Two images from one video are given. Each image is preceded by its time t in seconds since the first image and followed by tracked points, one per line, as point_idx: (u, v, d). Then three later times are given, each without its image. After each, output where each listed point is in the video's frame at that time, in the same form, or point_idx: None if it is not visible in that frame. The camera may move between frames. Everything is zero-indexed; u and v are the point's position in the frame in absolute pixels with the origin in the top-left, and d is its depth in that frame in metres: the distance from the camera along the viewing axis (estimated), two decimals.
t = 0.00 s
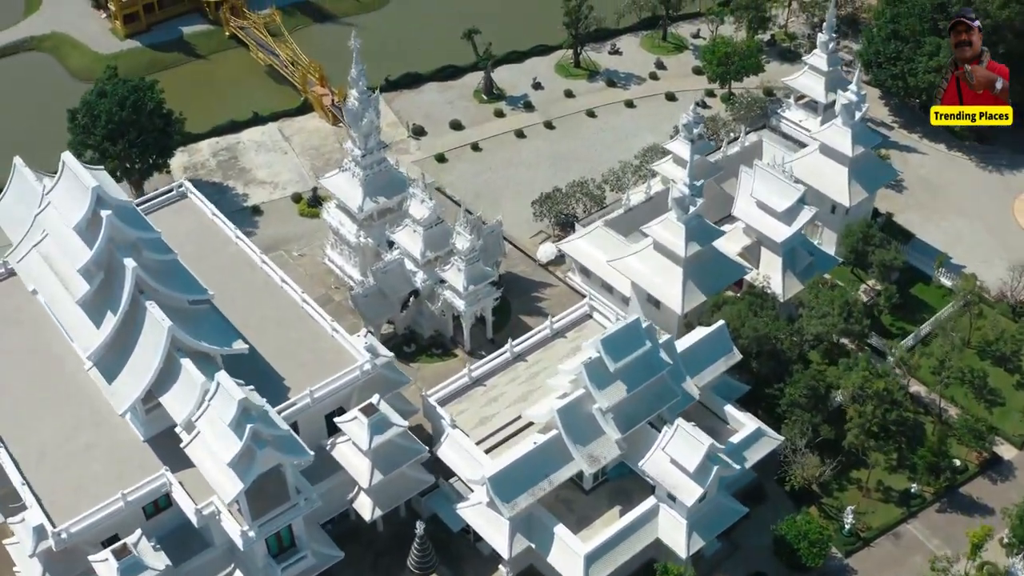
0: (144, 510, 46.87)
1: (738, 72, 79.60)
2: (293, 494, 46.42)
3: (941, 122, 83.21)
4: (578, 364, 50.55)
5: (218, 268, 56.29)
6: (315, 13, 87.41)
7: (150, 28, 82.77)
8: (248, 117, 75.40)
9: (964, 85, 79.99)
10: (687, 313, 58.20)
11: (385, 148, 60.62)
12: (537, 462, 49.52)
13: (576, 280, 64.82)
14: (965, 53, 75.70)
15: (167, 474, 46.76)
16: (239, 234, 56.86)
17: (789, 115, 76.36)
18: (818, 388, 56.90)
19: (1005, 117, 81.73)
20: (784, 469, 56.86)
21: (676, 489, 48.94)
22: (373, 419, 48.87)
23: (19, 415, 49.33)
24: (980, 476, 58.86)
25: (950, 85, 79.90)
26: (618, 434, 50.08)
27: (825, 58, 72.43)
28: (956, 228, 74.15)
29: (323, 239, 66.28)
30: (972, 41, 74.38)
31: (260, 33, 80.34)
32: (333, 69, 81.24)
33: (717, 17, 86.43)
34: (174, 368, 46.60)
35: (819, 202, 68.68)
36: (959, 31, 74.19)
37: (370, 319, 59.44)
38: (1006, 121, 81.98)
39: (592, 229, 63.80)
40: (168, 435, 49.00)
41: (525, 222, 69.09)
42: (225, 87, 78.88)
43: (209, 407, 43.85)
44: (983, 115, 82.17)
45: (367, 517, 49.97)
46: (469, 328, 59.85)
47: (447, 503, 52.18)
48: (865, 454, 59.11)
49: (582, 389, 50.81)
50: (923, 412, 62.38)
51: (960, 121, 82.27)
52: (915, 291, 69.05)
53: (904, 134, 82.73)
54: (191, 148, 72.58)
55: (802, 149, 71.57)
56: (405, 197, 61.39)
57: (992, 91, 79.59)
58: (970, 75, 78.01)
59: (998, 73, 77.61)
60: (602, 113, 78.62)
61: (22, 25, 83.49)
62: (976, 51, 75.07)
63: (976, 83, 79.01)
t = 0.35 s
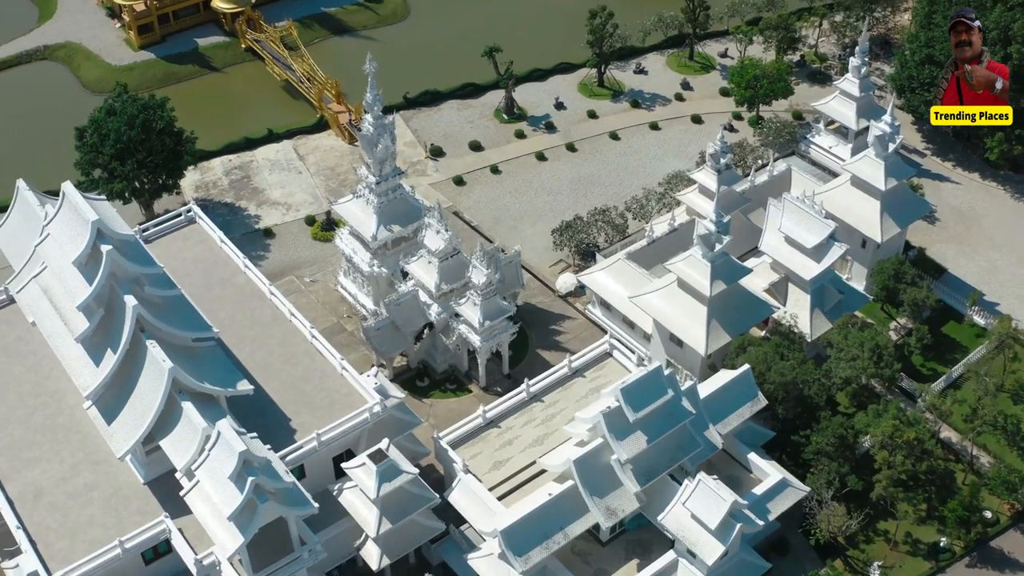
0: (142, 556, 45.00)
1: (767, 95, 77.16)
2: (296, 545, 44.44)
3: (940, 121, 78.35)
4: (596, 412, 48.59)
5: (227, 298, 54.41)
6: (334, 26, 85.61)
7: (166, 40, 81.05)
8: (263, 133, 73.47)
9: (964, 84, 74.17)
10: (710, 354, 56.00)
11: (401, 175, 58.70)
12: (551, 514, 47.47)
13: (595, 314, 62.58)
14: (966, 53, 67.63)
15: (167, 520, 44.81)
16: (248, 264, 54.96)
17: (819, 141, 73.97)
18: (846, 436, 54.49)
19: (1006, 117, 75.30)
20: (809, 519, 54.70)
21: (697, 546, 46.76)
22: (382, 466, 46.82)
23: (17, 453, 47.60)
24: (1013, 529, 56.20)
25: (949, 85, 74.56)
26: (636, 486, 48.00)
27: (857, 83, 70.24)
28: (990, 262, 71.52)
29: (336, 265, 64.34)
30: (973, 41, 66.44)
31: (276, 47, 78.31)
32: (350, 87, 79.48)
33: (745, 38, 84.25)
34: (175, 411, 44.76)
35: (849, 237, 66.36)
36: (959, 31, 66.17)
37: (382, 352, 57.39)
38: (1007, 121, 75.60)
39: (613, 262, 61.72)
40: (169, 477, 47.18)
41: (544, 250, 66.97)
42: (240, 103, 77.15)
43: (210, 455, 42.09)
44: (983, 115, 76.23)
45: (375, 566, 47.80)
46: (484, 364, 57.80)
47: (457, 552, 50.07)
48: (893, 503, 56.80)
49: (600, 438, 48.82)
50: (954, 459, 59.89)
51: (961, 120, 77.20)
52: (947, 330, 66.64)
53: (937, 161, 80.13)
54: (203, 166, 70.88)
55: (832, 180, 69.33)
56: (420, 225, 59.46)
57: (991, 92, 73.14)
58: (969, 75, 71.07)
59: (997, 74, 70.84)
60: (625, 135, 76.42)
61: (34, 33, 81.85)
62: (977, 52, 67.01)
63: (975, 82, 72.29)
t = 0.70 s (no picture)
0: None
1: (794, 117, 74.89)
2: None
3: (940, 123, 77.18)
4: (614, 459, 46.79)
5: (234, 328, 52.79)
6: (351, 38, 83.94)
7: (180, 50, 79.43)
8: (276, 149, 71.76)
9: (964, 84, 74.04)
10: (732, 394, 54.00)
11: (415, 201, 56.81)
12: (565, 564, 45.68)
13: (614, 345, 60.73)
14: (965, 54, 65.48)
15: (165, 565, 43.09)
16: (256, 292, 53.32)
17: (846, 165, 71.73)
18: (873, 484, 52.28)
19: (1006, 117, 73.12)
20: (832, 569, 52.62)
21: None
22: (391, 511, 44.99)
23: (15, 489, 46.05)
24: None
25: (949, 85, 74.39)
26: (654, 537, 46.14)
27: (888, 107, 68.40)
28: None
29: (349, 289, 62.62)
30: (972, 41, 64.20)
31: (292, 60, 76.49)
32: (366, 103, 77.86)
33: (771, 56, 81.95)
34: (175, 452, 43.16)
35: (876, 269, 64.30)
36: (958, 31, 64.00)
37: (393, 384, 55.62)
38: (1008, 121, 73.37)
39: (633, 292, 59.93)
40: (169, 519, 45.59)
41: (562, 276, 65.13)
42: (254, 117, 75.57)
43: (208, 505, 40.54)
44: (983, 116, 74.22)
45: None
46: (498, 399, 55.96)
47: None
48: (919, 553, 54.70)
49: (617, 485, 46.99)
50: (983, 506, 57.69)
51: (961, 122, 76.15)
52: (976, 366, 64.49)
53: (968, 188, 77.81)
54: (214, 183, 69.38)
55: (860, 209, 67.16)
56: (435, 252, 57.75)
57: (992, 91, 72.08)
58: (968, 75, 70.55)
59: (997, 73, 70.65)
60: (647, 156, 74.45)
61: (47, 41, 80.58)
62: (977, 52, 64.94)
63: (976, 83, 72.00)
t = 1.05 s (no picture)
0: None
1: (823, 145, 72.50)
2: None
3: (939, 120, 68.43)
4: (631, 517, 44.71)
5: (239, 364, 51.01)
6: (370, 52, 82.13)
7: (194, 63, 77.75)
8: (289, 169, 70.00)
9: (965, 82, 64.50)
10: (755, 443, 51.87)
11: (429, 233, 54.93)
12: None
13: (634, 383, 58.90)
14: (965, 54, 56.21)
15: None
16: (263, 326, 51.55)
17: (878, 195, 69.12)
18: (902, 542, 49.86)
19: (1006, 117, 71.10)
20: None
21: None
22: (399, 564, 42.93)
23: (10, 531, 44.29)
24: None
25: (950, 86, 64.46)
26: None
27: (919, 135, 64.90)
28: None
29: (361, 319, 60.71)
30: (974, 41, 54.77)
31: (307, 75, 74.64)
32: (383, 121, 75.92)
33: (800, 79, 79.40)
34: (173, 504, 41.41)
35: (907, 308, 61.97)
36: (958, 30, 54.46)
37: (404, 423, 53.65)
38: (1007, 121, 71.35)
39: (654, 330, 57.85)
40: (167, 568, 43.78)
41: (581, 308, 63.08)
42: (271, 131, 74.04)
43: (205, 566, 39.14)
44: (982, 116, 70.73)
45: None
46: (512, 441, 53.95)
47: None
48: None
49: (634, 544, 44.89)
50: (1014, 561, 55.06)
51: (960, 122, 70.77)
52: (1009, 411, 61.99)
53: (1002, 221, 75.22)
54: (226, 204, 67.61)
55: (892, 245, 64.76)
56: (449, 286, 55.59)
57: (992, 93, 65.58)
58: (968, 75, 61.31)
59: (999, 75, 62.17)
60: (671, 182, 72.22)
61: (60, 51, 79.60)
62: (978, 52, 55.54)
63: (976, 82, 63.37)
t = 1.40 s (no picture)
0: None
1: (847, 171, 70.10)
2: None
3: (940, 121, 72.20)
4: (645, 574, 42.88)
5: (241, 400, 49.24)
6: (384, 66, 80.74)
7: (205, 76, 76.45)
8: (299, 188, 68.46)
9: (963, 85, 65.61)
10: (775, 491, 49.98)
11: (441, 263, 52.75)
12: None
13: (650, 420, 56.96)
14: (966, 53, 57.99)
15: None
16: (265, 359, 49.99)
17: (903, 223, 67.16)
18: None
19: (1007, 117, 72.08)
20: None
21: None
22: None
23: None
24: None
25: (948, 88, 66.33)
26: None
27: (949, 163, 62.83)
28: None
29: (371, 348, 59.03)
30: (974, 42, 56.89)
31: (320, 91, 73.04)
32: (397, 138, 74.30)
33: (825, 101, 77.03)
34: (168, 553, 39.44)
35: (934, 346, 59.87)
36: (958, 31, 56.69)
37: (412, 462, 51.94)
38: (1008, 121, 72.31)
39: (671, 368, 55.92)
40: None
41: (597, 339, 61.29)
42: (283, 146, 72.75)
43: None
44: (983, 116, 72.58)
45: None
46: (523, 481, 52.10)
47: None
48: None
49: None
50: None
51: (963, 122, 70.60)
52: None
53: None
54: (233, 224, 66.15)
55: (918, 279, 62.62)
56: (460, 319, 53.78)
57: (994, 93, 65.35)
58: (968, 75, 63.04)
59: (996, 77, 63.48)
60: (691, 207, 70.24)
61: (69, 61, 78.54)
62: (977, 52, 57.49)
63: (976, 84, 64.76)
